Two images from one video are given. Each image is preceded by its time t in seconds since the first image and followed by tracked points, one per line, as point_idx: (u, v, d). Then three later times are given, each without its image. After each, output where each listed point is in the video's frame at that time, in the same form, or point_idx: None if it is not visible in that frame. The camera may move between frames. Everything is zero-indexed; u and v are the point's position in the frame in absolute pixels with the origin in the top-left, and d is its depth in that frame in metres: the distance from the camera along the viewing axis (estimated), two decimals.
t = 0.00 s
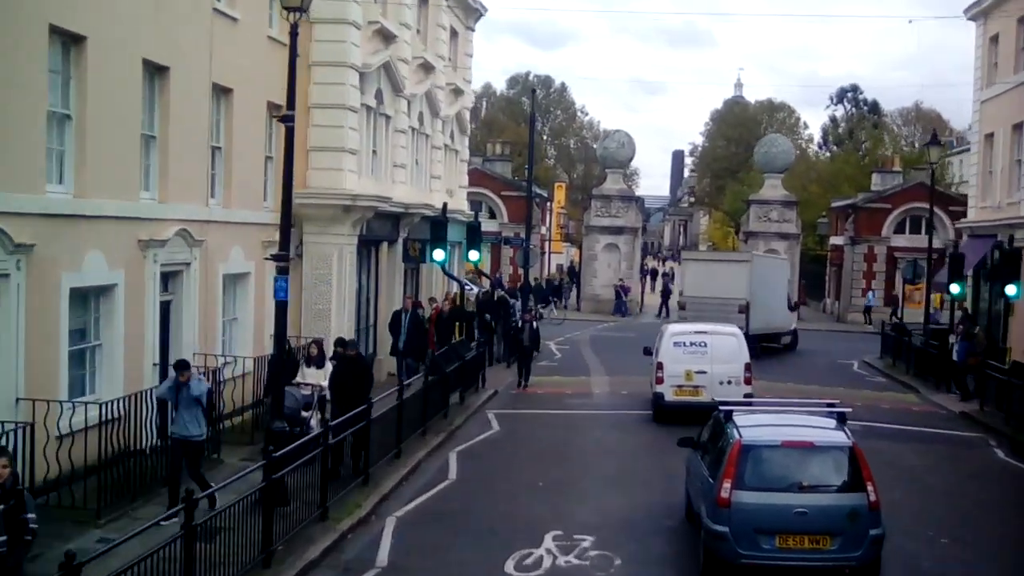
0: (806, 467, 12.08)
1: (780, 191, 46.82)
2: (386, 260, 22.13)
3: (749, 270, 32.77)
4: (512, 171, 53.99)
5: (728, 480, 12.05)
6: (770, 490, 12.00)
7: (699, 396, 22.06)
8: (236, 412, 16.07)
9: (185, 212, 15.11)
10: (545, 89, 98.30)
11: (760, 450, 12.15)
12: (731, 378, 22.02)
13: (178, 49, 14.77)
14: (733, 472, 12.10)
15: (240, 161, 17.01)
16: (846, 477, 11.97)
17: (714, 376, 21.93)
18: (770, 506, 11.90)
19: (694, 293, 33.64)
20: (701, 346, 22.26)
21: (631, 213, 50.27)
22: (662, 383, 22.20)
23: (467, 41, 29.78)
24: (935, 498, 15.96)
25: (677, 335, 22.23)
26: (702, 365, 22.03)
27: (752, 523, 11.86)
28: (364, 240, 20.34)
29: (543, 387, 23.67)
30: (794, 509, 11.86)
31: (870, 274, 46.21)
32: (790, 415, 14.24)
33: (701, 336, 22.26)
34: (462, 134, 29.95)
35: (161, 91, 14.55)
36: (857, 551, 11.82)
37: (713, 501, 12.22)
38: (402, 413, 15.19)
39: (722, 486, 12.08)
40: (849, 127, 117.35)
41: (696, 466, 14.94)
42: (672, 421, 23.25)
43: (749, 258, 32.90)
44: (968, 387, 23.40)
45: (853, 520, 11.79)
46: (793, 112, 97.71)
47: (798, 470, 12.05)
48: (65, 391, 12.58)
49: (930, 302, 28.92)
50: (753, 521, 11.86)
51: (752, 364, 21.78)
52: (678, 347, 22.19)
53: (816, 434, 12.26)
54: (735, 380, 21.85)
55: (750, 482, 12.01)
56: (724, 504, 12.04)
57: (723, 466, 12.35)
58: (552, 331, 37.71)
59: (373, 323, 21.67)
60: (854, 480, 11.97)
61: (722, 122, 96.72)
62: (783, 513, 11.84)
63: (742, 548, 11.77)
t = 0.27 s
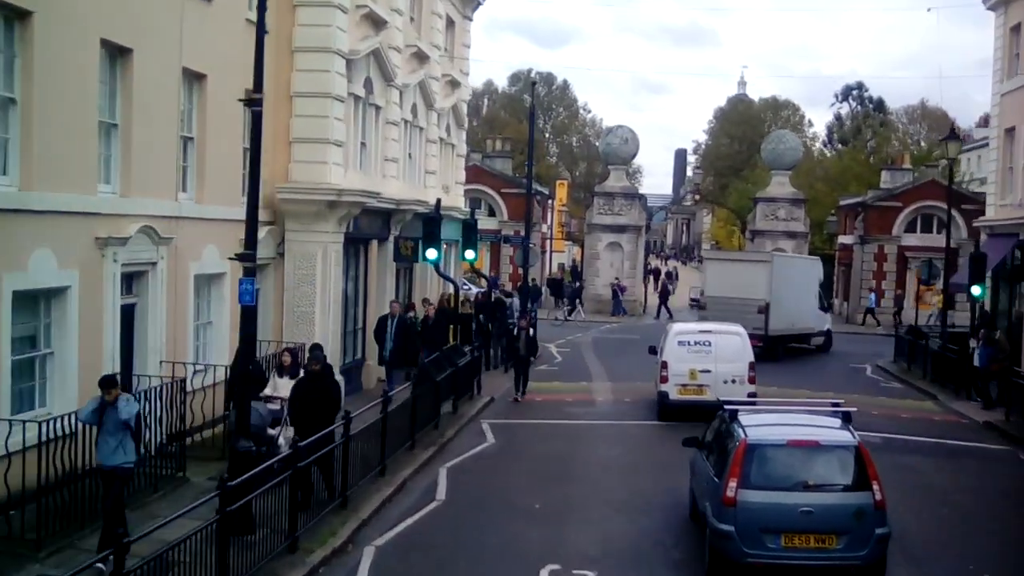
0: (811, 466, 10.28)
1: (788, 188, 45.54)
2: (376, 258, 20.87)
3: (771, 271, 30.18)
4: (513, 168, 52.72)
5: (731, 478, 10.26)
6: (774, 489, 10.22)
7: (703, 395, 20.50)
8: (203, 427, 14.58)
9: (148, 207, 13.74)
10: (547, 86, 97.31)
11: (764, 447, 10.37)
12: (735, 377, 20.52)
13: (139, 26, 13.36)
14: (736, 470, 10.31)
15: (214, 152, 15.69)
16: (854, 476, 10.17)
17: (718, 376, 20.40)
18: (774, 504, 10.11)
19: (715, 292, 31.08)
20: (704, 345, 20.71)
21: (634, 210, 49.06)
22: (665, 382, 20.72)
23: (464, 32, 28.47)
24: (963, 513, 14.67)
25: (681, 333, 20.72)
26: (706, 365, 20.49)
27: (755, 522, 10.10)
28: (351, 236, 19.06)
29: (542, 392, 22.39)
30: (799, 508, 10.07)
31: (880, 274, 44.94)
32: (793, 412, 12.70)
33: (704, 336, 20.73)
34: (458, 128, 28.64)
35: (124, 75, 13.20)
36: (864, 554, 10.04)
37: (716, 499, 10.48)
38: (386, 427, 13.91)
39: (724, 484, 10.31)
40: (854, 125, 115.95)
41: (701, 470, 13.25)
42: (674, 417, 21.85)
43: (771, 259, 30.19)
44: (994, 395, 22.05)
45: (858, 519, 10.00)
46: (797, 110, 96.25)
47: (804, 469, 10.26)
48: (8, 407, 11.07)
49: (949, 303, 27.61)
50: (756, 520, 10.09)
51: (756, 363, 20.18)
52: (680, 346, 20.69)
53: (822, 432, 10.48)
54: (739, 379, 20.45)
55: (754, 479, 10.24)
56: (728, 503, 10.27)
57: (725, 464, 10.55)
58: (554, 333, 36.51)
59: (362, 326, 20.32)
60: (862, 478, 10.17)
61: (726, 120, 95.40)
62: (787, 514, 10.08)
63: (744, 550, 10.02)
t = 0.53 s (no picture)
0: (818, 469, 10.04)
1: (796, 188, 44.31)
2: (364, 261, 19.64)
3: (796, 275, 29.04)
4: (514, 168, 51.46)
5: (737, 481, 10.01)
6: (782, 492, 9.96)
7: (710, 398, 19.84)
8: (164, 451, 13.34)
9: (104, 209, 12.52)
10: (549, 86, 96.27)
11: (771, 450, 10.11)
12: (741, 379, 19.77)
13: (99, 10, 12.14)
14: (743, 472, 10.07)
15: (182, 145, 14.42)
16: (861, 480, 9.93)
17: (724, 379, 19.65)
18: (782, 508, 9.87)
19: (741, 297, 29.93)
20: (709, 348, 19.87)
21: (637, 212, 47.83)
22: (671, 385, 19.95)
23: (461, 23, 27.18)
24: (994, 534, 13.55)
25: (686, 335, 19.94)
26: (711, 368, 19.70)
27: (762, 525, 9.85)
28: (337, 240, 17.82)
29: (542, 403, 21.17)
30: (806, 512, 9.83)
31: (891, 277, 43.74)
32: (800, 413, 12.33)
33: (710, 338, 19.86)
34: (455, 124, 27.42)
35: (79, 64, 11.93)
36: (871, 557, 9.78)
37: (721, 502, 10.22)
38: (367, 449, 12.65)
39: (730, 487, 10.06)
40: (859, 125, 114.58)
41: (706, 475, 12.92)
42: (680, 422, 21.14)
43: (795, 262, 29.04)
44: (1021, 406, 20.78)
45: (865, 523, 9.76)
46: (803, 110, 94.78)
47: (810, 471, 10.02)
48: None
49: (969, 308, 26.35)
50: (762, 524, 9.85)
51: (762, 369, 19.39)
52: (686, 349, 19.84)
53: (829, 435, 10.23)
54: (745, 382, 19.66)
55: (761, 482, 9.99)
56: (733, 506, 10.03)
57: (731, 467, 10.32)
58: (555, 337, 35.37)
59: (350, 335, 19.04)
60: (870, 482, 9.93)
61: (730, 119, 94.09)
62: (795, 518, 9.83)
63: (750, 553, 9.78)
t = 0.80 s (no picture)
0: (825, 467, 9.84)
1: (805, 182, 42.98)
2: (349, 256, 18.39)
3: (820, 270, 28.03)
4: (514, 161, 50.10)
5: (744, 478, 9.84)
6: (788, 490, 9.76)
7: (716, 394, 19.17)
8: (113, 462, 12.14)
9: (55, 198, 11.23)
10: (551, 80, 94.90)
11: (778, 448, 9.90)
12: (747, 375, 19.16)
13: None
14: (748, 470, 9.88)
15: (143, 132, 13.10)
16: (867, 476, 9.74)
17: (730, 373, 19.06)
18: (788, 505, 9.68)
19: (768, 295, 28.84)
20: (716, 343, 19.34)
21: (641, 206, 46.56)
22: (677, 379, 19.35)
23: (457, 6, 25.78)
24: None
25: (692, 330, 19.37)
26: (718, 362, 19.12)
27: (769, 522, 9.67)
28: (318, 234, 16.54)
29: (541, 407, 19.91)
30: (812, 509, 9.64)
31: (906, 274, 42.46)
32: (808, 410, 11.91)
33: (716, 333, 19.34)
34: (451, 114, 26.10)
35: (21, 33, 10.66)
36: (879, 555, 9.58)
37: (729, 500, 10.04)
38: (344, 465, 11.38)
39: (738, 484, 9.87)
40: (865, 119, 113.03)
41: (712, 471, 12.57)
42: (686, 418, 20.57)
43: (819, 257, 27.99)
44: None
45: (871, 520, 9.57)
46: (808, 104, 93.33)
47: (817, 469, 9.82)
48: None
49: (991, 306, 25.08)
50: (770, 521, 9.67)
51: (768, 363, 18.84)
52: (692, 343, 19.31)
53: (835, 432, 10.04)
54: (751, 377, 19.05)
55: (768, 480, 9.80)
56: (741, 503, 9.83)
57: (738, 465, 10.14)
58: (555, 335, 34.11)
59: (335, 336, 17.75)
60: (876, 479, 9.74)
61: (734, 113, 92.68)
62: (802, 516, 9.65)
63: (758, 550, 9.59)
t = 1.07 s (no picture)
0: (833, 468, 9.77)
1: (815, 179, 41.71)
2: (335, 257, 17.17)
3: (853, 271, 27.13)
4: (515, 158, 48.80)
5: (752, 480, 9.77)
6: (796, 492, 9.70)
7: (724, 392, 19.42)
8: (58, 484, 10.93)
9: None
10: (554, 77, 93.54)
11: (786, 450, 9.83)
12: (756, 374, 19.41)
13: None
14: (756, 472, 9.81)
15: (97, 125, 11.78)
16: (875, 478, 9.69)
17: (738, 371, 19.30)
18: (796, 506, 9.62)
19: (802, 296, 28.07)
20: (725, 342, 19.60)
21: (645, 205, 45.27)
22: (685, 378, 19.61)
23: None
24: None
25: (701, 329, 19.58)
26: (727, 361, 19.35)
27: (777, 524, 9.62)
28: (298, 235, 15.31)
29: (539, 416, 18.70)
30: (820, 511, 9.59)
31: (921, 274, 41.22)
32: (815, 411, 11.67)
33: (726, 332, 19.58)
34: (447, 107, 24.85)
35: None
36: (887, 556, 9.54)
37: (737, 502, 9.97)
38: (315, 491, 10.12)
39: (746, 486, 9.81)
40: (870, 116, 111.52)
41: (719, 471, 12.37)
42: (694, 418, 20.71)
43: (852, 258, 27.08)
44: None
45: (879, 521, 9.52)
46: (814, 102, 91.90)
47: (824, 470, 9.76)
48: None
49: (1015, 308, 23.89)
50: (778, 523, 9.61)
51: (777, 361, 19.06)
52: (701, 342, 19.57)
53: (843, 434, 9.97)
54: (760, 376, 19.30)
55: (775, 482, 9.74)
56: (749, 505, 9.77)
57: (746, 467, 10.07)
58: (556, 339, 32.85)
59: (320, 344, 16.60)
60: (884, 480, 9.68)
61: (739, 111, 91.31)
62: (810, 517, 9.60)
63: (767, 552, 9.54)
